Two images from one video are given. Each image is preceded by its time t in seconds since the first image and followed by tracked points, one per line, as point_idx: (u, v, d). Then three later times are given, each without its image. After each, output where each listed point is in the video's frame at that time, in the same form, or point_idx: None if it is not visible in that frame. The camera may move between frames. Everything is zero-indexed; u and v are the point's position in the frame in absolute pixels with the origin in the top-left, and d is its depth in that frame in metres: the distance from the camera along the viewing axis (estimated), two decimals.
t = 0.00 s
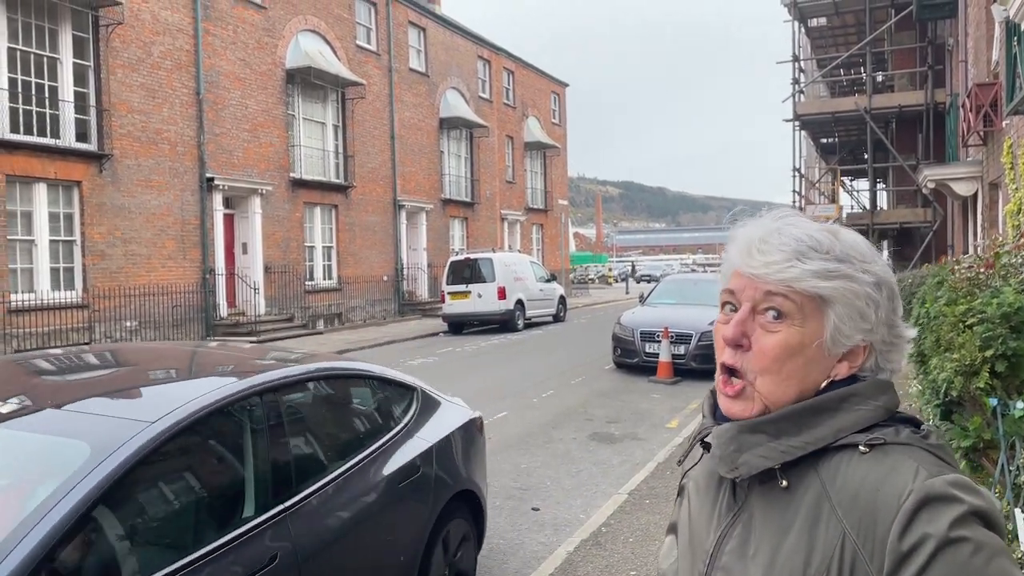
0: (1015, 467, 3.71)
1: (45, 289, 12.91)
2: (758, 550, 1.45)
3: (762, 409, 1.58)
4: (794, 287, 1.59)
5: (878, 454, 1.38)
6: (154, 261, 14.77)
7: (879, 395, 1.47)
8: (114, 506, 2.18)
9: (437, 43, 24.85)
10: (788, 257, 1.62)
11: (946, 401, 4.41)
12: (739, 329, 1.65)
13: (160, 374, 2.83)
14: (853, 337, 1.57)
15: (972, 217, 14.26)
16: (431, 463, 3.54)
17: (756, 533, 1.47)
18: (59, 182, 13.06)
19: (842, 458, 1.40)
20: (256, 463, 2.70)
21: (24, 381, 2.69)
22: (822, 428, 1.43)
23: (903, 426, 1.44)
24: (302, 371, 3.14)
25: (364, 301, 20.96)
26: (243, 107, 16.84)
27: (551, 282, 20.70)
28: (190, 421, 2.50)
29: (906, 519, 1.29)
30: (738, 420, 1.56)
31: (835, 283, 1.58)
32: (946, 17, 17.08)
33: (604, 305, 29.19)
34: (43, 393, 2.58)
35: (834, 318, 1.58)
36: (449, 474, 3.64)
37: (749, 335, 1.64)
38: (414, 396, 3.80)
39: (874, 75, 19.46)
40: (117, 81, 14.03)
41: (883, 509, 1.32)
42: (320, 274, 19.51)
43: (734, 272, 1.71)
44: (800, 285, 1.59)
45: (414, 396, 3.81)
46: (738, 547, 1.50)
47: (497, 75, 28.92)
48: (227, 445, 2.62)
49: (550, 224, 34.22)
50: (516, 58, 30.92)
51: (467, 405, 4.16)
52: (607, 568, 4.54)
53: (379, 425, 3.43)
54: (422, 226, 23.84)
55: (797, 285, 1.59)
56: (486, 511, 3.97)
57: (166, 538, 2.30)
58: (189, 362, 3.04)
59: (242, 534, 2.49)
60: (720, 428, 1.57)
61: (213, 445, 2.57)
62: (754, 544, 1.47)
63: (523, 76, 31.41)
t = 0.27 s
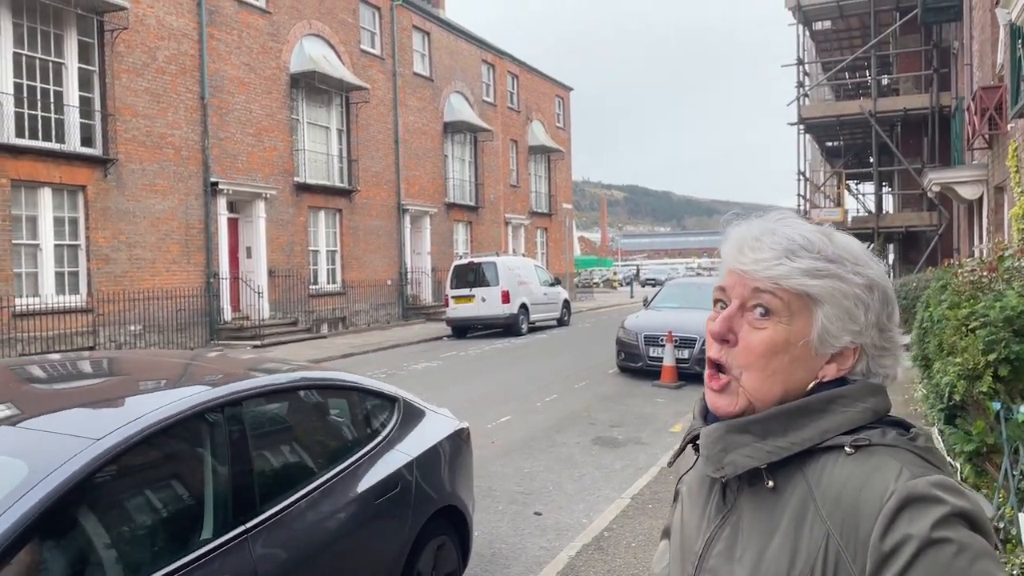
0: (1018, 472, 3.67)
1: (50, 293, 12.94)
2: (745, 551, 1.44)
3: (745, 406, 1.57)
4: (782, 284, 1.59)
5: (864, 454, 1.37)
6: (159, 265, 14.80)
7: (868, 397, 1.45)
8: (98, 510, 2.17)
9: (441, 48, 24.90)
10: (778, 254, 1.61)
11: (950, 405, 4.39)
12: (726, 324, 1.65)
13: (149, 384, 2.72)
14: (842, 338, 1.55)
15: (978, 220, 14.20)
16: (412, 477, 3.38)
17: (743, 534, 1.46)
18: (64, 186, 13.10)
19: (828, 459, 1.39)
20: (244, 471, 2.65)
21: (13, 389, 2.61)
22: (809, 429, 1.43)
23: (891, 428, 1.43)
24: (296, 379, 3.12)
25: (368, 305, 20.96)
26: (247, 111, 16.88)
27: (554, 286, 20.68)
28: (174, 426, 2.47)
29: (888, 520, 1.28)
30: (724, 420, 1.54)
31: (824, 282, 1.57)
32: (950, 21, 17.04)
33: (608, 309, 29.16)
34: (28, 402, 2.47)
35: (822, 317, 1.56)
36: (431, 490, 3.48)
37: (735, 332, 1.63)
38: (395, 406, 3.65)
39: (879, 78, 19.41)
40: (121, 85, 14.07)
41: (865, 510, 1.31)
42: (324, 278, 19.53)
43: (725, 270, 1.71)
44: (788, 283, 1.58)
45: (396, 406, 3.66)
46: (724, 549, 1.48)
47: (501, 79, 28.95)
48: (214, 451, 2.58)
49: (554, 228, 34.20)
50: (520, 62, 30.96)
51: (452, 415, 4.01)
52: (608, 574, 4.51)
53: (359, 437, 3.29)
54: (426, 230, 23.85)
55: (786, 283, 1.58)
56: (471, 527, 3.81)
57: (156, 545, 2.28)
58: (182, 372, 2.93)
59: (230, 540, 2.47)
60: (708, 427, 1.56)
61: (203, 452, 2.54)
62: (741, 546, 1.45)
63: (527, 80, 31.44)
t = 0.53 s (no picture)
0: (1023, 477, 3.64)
1: (55, 298, 12.97)
2: (728, 553, 1.46)
3: (727, 408, 1.61)
4: (758, 287, 1.61)
5: (843, 451, 1.37)
6: (163, 270, 14.83)
7: (850, 396, 1.48)
8: (85, 519, 2.17)
9: (445, 52, 24.92)
10: (754, 258, 1.64)
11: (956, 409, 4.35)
12: (706, 330, 1.69)
13: (137, 394, 2.64)
14: (820, 339, 1.57)
15: (983, 224, 14.13)
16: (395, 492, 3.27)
17: (728, 533, 1.49)
18: (69, 191, 13.13)
19: (808, 458, 1.41)
20: (232, 480, 2.63)
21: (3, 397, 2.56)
22: (789, 428, 1.46)
23: (872, 427, 1.44)
24: (294, 388, 3.13)
25: (372, 309, 20.95)
26: (252, 116, 16.92)
27: (558, 290, 20.65)
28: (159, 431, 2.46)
29: (863, 515, 1.28)
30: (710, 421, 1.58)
31: (800, 284, 1.59)
32: (956, 24, 16.97)
33: (612, 313, 29.10)
34: (13, 411, 2.41)
35: (800, 318, 1.59)
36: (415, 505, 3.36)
37: (714, 336, 1.67)
38: (377, 415, 3.54)
39: (884, 82, 19.35)
40: (126, 90, 14.12)
41: (842, 507, 1.31)
42: (328, 282, 19.54)
43: (705, 274, 1.74)
44: (763, 287, 1.61)
45: (378, 415, 3.55)
46: (712, 550, 1.51)
47: (505, 84, 28.97)
48: (203, 460, 2.57)
49: (558, 233, 34.16)
50: (524, 67, 31.01)
51: (440, 425, 3.90)
52: None
53: (340, 448, 3.21)
54: (430, 235, 23.84)
55: (761, 286, 1.61)
56: (457, 542, 3.65)
57: (141, 553, 2.27)
58: (175, 382, 2.86)
59: (217, 546, 2.45)
60: (692, 430, 1.60)
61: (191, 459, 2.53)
62: (725, 547, 1.48)
63: (531, 85, 31.46)
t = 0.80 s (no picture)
0: None
1: (60, 303, 13.02)
2: (717, 560, 1.49)
3: (714, 416, 1.64)
4: (738, 297, 1.64)
5: (823, 458, 1.39)
6: (167, 275, 14.89)
7: (833, 404, 1.50)
8: (77, 527, 2.20)
9: (449, 59, 25.03)
10: (733, 268, 1.67)
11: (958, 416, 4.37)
12: (692, 341, 1.72)
13: (131, 403, 2.61)
14: (802, 344, 1.58)
15: (987, 230, 14.14)
16: (380, 506, 3.16)
17: (719, 541, 1.51)
18: (74, 197, 13.20)
19: (791, 465, 1.43)
20: (225, 489, 2.64)
21: None
22: (773, 435, 1.48)
23: (854, 432, 1.45)
24: (288, 400, 3.12)
25: (375, 315, 20.99)
26: (257, 122, 17.01)
27: (562, 295, 20.68)
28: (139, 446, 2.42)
29: (838, 520, 1.30)
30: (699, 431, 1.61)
31: (778, 291, 1.61)
32: (958, 31, 17.02)
33: (616, 319, 29.12)
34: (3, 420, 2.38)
35: (781, 325, 1.60)
36: (401, 519, 3.25)
37: (700, 346, 1.70)
38: (365, 427, 3.45)
39: (887, 88, 19.39)
40: (132, 97, 14.21)
41: (819, 512, 1.34)
42: (332, 288, 19.59)
43: (690, 287, 1.77)
44: (743, 296, 1.63)
45: (366, 426, 3.46)
46: (704, 559, 1.53)
47: (509, 90, 29.06)
48: (196, 469, 2.57)
49: (561, 238, 34.21)
50: (527, 73, 31.13)
51: (432, 436, 3.78)
52: None
53: (325, 461, 3.13)
54: (434, 240, 23.90)
55: (741, 295, 1.63)
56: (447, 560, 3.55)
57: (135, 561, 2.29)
58: (171, 390, 2.83)
59: (207, 557, 2.45)
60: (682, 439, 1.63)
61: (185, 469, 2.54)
62: (715, 554, 1.50)
63: (535, 91, 31.57)
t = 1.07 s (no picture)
0: None
1: (59, 307, 12.98)
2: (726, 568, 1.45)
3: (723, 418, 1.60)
4: (749, 298, 1.61)
5: (831, 466, 1.35)
6: (167, 279, 14.85)
7: (843, 409, 1.46)
8: (67, 535, 2.17)
9: (449, 64, 25.02)
10: (745, 269, 1.63)
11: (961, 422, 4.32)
12: (700, 342, 1.68)
13: (120, 411, 2.54)
14: (813, 347, 1.55)
15: (988, 236, 14.11)
16: (367, 521, 3.04)
17: (728, 548, 1.47)
18: (73, 201, 13.17)
19: (798, 474, 1.39)
20: (216, 498, 2.59)
21: None
22: (781, 442, 1.43)
23: (863, 440, 1.41)
24: (280, 410, 3.04)
25: (375, 319, 20.95)
26: (257, 126, 16.99)
27: (562, 300, 20.64)
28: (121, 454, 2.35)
29: (844, 529, 1.26)
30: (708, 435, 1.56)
31: (790, 293, 1.58)
32: (958, 36, 17.01)
33: (616, 324, 29.08)
34: None
35: (791, 327, 1.57)
36: (389, 534, 3.13)
37: (710, 347, 1.66)
38: (353, 438, 3.33)
39: (888, 94, 19.39)
40: (132, 101, 14.19)
41: (826, 522, 1.30)
42: (331, 292, 19.55)
43: (700, 289, 1.73)
44: (754, 298, 1.60)
45: (354, 438, 3.34)
46: (714, 566, 1.50)
47: (509, 95, 29.06)
48: (186, 478, 2.52)
49: (561, 243, 34.18)
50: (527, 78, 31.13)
51: (423, 447, 3.69)
52: None
53: (311, 474, 3.01)
54: (433, 245, 23.88)
55: (752, 297, 1.60)
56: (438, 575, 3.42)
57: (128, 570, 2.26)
58: (161, 400, 2.76)
59: (197, 567, 2.40)
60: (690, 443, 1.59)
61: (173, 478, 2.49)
62: (725, 562, 1.47)
63: (535, 96, 31.57)
